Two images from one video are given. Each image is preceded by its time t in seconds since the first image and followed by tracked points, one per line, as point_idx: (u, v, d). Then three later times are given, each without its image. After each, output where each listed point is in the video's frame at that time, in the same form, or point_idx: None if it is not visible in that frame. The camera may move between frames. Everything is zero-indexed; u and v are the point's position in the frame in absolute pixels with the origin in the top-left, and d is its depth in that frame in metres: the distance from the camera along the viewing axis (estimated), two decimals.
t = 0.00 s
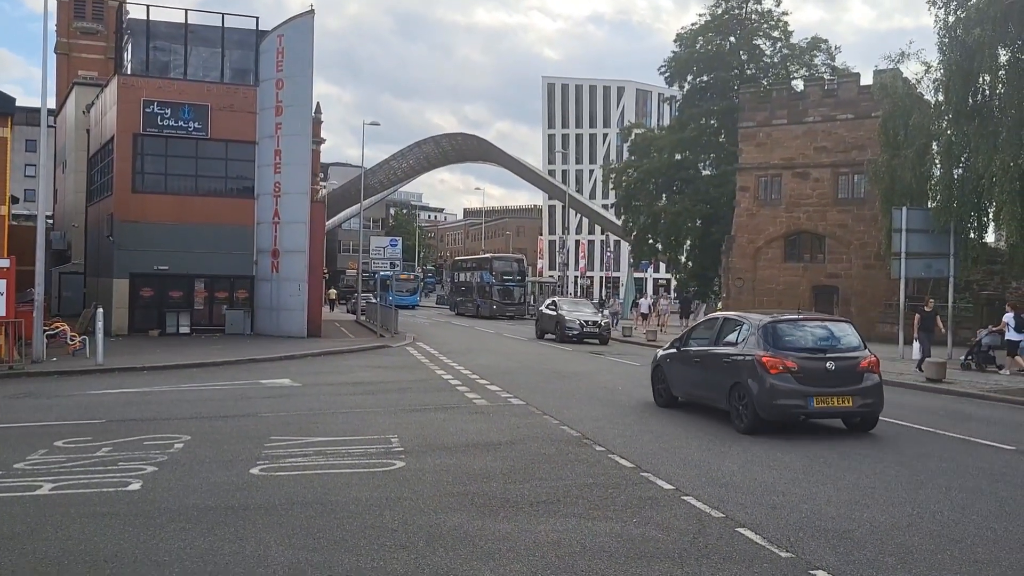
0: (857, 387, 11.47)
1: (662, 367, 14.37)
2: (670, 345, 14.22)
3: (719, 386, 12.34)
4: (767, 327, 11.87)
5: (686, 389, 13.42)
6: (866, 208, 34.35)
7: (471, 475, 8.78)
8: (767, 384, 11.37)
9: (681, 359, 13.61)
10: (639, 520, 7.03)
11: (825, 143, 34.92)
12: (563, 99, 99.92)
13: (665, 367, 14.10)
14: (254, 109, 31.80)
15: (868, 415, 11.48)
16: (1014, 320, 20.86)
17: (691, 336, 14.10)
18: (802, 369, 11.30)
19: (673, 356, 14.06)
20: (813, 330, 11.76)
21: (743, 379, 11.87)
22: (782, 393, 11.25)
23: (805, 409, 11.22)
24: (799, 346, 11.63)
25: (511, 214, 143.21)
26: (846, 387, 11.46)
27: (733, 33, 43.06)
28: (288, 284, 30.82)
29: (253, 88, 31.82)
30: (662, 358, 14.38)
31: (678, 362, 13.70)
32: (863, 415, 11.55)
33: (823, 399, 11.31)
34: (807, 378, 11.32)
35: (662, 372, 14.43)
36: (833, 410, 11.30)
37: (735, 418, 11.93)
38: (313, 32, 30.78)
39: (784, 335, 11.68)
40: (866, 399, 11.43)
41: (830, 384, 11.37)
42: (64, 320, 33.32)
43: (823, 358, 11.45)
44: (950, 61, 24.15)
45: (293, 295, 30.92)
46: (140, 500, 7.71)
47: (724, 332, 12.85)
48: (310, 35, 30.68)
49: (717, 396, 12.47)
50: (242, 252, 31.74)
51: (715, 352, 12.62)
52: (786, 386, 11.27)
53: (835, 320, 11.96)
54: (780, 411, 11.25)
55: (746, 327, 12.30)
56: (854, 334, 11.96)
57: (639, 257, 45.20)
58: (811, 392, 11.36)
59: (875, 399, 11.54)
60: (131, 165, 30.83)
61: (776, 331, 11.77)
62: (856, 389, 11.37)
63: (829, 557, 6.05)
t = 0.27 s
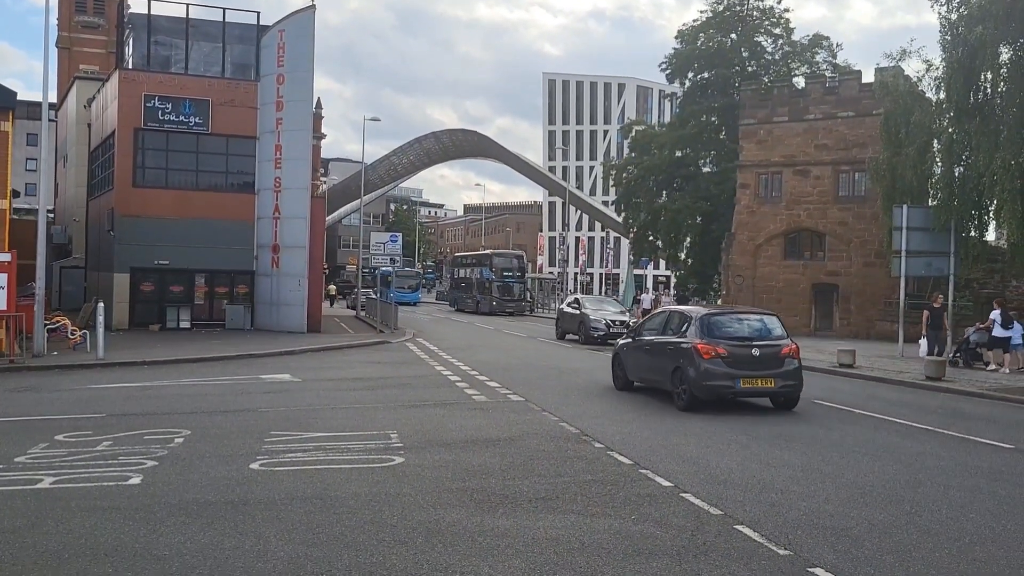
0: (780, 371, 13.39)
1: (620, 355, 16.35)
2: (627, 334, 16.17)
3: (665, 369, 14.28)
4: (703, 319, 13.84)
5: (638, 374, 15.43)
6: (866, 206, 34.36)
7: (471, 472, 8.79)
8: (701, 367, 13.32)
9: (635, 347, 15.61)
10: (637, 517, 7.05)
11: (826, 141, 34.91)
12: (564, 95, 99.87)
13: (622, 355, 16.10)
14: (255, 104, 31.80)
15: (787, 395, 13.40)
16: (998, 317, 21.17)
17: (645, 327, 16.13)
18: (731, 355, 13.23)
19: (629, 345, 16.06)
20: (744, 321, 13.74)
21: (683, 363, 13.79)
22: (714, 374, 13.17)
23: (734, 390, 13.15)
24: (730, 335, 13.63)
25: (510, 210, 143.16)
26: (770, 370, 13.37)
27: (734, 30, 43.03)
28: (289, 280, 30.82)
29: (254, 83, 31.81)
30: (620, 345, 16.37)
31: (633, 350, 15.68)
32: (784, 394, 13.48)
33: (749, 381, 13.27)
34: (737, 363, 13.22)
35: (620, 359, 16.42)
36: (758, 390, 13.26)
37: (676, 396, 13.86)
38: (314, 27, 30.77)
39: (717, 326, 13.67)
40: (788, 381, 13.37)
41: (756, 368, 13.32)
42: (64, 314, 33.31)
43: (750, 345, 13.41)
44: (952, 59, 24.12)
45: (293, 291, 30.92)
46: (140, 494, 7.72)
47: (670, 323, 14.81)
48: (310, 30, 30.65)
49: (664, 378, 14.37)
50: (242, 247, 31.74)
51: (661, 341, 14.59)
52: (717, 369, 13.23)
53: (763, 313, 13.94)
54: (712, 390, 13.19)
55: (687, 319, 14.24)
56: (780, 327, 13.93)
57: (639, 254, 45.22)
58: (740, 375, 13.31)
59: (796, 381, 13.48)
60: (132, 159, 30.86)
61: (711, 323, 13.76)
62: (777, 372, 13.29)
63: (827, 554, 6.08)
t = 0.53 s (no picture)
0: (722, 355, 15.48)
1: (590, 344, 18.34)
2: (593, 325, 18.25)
3: (624, 355, 16.36)
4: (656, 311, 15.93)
5: (604, 360, 17.44)
6: (868, 202, 34.33)
7: (473, 468, 8.80)
8: (653, 354, 15.40)
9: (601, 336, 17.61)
10: (639, 513, 7.06)
11: (828, 137, 34.87)
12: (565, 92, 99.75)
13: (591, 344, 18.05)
14: (256, 101, 31.77)
15: (729, 376, 15.50)
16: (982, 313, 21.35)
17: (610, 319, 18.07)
18: (679, 341, 15.31)
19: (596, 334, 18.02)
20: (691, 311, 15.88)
21: (640, 349, 15.84)
22: (664, 359, 15.22)
23: (681, 372, 15.28)
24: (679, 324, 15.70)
25: (512, 207, 143.05)
26: (713, 355, 15.49)
27: (736, 26, 42.95)
28: (290, 277, 30.83)
29: (255, 80, 31.77)
30: (588, 335, 18.33)
31: (600, 338, 17.68)
32: (726, 375, 15.57)
33: (695, 364, 15.36)
34: (683, 349, 15.25)
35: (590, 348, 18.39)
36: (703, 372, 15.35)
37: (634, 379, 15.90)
38: (315, 24, 30.72)
39: (667, 316, 15.74)
40: (729, 364, 15.46)
41: (701, 353, 15.41)
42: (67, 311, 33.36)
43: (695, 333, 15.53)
44: (955, 55, 24.10)
45: (295, 288, 30.91)
46: (142, 491, 7.73)
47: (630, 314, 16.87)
48: (311, 27, 30.68)
49: (624, 363, 16.50)
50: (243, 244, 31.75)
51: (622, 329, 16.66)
52: (667, 355, 15.30)
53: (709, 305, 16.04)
54: (663, 372, 15.23)
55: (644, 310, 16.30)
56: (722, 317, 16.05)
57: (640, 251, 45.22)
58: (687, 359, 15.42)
59: (737, 364, 15.53)
60: (134, 156, 30.88)
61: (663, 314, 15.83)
62: (719, 357, 15.36)
63: (829, 551, 6.09)
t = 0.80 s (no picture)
0: (689, 344, 17.56)
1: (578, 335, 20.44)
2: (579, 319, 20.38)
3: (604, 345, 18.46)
4: (631, 306, 18.06)
5: (589, 350, 19.54)
6: (881, 196, 34.17)
7: (487, 467, 8.83)
8: (627, 343, 17.53)
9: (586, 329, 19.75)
10: (654, 510, 7.07)
11: (839, 131, 34.72)
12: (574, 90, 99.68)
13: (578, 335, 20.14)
14: (266, 104, 31.89)
15: (695, 362, 17.58)
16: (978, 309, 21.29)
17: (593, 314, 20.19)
18: (650, 333, 17.42)
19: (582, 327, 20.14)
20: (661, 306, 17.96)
21: (617, 340, 17.94)
22: (637, 348, 17.35)
23: (652, 359, 17.37)
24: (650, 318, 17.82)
25: (522, 206, 142.95)
26: (681, 344, 17.58)
27: (745, 21, 42.80)
28: (302, 278, 30.93)
29: (265, 83, 31.91)
30: (575, 328, 20.40)
31: (584, 331, 19.78)
32: (693, 361, 17.65)
33: (665, 352, 17.45)
34: (654, 339, 17.37)
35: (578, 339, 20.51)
36: (672, 359, 17.44)
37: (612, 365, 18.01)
38: (324, 25, 30.82)
39: (640, 311, 17.87)
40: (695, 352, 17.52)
41: (670, 342, 17.50)
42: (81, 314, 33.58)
43: (665, 325, 17.60)
44: (966, 47, 23.93)
45: (307, 289, 30.98)
46: (161, 492, 7.80)
47: (610, 309, 18.98)
48: (320, 29, 30.80)
49: (604, 352, 18.58)
50: (255, 246, 31.89)
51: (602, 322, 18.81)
52: (639, 345, 17.40)
53: (678, 300, 18.13)
54: (637, 360, 17.36)
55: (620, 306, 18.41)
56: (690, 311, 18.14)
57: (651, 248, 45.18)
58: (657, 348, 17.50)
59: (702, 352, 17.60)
60: (146, 160, 31.04)
61: (636, 309, 17.96)
62: (686, 345, 17.46)
63: (846, 546, 6.09)
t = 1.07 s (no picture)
0: (668, 337, 18.49)
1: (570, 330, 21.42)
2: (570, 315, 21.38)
3: (590, 339, 19.42)
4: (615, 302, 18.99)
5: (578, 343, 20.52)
6: (897, 192, 33.97)
7: (502, 465, 8.84)
8: (610, 336, 18.46)
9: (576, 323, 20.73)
10: (669, 509, 7.06)
11: (854, 128, 34.53)
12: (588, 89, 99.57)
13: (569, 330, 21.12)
14: (281, 105, 32.07)
15: (675, 354, 18.52)
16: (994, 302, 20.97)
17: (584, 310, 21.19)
18: (631, 327, 18.32)
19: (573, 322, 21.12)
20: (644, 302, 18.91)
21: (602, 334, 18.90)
22: (618, 341, 18.29)
23: (633, 351, 18.31)
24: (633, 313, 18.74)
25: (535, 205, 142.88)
26: (661, 337, 18.50)
27: (759, 18, 42.61)
28: (317, 278, 31.15)
29: (280, 84, 32.08)
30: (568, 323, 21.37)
31: (575, 325, 20.78)
32: (673, 354, 18.56)
33: (645, 345, 18.37)
34: (635, 332, 18.31)
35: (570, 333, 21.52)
36: (652, 351, 18.36)
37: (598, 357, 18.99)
38: (338, 26, 31.01)
39: (623, 307, 18.82)
40: (674, 345, 18.47)
41: (650, 335, 18.43)
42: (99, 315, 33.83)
43: (646, 320, 18.52)
44: (984, 42, 23.76)
45: (322, 289, 31.19)
46: (178, 491, 7.85)
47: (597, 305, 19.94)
48: (334, 30, 30.97)
49: (591, 346, 19.54)
50: (270, 247, 32.07)
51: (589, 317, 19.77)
52: (621, 337, 18.36)
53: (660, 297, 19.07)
54: (619, 351, 18.32)
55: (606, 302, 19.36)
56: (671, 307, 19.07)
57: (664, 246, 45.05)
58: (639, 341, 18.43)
59: (681, 345, 18.56)
60: (162, 162, 31.23)
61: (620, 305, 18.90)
62: (665, 338, 18.41)
63: (863, 544, 6.06)
